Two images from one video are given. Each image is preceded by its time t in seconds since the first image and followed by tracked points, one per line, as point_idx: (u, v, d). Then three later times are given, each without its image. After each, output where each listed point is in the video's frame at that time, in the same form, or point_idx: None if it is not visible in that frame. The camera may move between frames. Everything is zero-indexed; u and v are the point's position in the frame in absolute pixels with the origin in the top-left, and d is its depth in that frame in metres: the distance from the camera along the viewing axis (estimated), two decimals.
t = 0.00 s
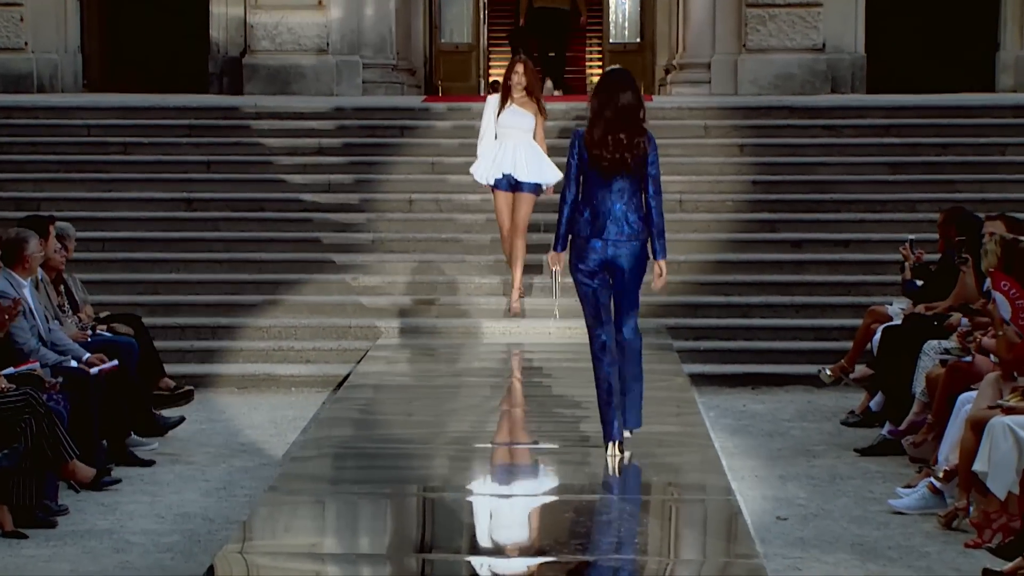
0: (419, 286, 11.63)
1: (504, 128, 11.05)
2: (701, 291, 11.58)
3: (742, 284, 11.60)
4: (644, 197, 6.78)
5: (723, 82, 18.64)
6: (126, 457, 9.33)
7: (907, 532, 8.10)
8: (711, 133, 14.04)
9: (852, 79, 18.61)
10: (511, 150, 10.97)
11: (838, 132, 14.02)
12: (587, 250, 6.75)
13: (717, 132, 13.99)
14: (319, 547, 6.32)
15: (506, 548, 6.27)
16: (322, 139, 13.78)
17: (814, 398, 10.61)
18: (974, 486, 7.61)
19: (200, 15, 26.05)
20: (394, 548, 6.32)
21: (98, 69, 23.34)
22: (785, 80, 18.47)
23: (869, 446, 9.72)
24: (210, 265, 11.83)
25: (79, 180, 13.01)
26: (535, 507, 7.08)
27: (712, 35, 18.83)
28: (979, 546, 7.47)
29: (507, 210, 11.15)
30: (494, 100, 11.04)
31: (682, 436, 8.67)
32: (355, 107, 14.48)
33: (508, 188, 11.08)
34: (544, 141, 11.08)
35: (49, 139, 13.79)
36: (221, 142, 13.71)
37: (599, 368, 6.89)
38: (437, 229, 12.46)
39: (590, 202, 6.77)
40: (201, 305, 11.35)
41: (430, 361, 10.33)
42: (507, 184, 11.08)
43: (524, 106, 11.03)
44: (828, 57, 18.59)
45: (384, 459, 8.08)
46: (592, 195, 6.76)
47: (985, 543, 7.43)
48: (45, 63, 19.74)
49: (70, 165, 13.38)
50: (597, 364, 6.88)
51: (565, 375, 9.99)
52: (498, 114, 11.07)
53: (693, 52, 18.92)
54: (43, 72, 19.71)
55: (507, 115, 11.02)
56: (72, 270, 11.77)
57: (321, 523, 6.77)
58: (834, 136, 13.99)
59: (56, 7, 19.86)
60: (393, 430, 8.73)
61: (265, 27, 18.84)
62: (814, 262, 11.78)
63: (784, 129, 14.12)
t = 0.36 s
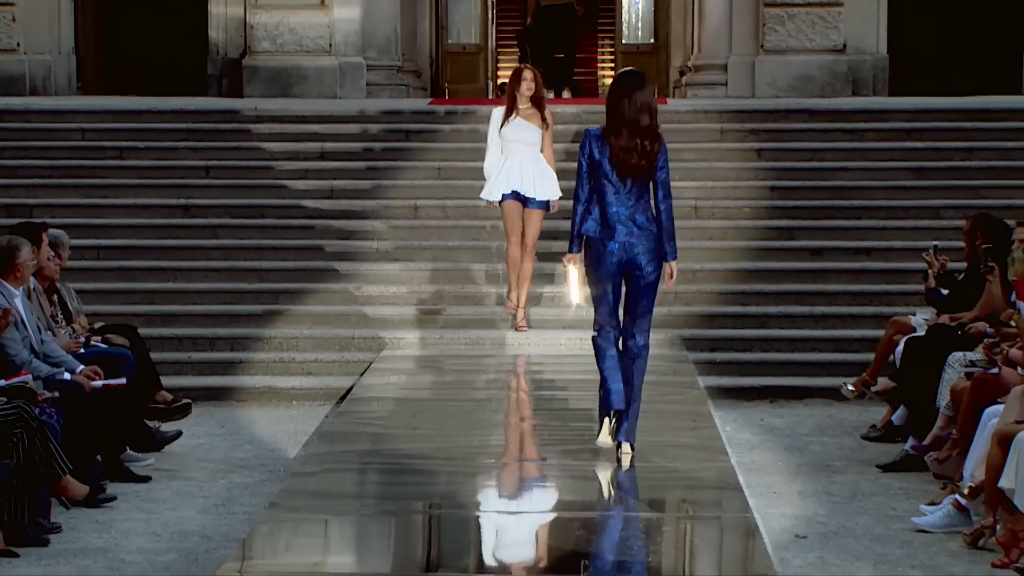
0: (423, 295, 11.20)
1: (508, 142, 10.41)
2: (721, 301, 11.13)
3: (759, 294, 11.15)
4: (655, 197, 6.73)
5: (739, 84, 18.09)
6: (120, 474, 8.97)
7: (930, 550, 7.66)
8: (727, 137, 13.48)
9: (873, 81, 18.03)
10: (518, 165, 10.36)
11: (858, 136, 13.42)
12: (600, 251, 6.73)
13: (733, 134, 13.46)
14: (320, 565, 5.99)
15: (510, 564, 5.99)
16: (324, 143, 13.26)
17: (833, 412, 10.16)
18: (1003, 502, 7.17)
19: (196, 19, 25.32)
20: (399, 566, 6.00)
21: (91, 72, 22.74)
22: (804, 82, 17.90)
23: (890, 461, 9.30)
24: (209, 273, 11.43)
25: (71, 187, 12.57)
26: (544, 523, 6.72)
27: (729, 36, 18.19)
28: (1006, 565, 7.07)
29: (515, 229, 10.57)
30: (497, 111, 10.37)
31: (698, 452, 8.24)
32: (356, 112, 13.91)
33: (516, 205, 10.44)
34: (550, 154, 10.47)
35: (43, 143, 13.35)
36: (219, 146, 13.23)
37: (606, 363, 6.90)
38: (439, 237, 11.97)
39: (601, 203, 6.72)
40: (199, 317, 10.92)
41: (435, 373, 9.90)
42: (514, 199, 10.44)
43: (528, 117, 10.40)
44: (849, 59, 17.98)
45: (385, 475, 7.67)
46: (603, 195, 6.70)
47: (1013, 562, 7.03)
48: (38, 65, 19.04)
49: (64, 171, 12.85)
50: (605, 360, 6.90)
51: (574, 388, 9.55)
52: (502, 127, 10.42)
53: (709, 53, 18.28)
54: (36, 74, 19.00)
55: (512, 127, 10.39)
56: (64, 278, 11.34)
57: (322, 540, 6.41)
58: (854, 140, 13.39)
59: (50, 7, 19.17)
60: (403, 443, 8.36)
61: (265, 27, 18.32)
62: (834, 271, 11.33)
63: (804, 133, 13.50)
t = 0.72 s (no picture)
0: (426, 305, 10.54)
1: (514, 157, 9.58)
2: (737, 311, 10.53)
3: (781, 302, 10.54)
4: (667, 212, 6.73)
5: (754, 86, 17.41)
6: (114, 489, 8.50)
7: (954, 570, 7.22)
8: (742, 140, 12.73)
9: (894, 82, 17.25)
10: (524, 180, 9.49)
11: (878, 139, 12.65)
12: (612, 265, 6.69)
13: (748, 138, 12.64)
14: None
15: None
16: (324, 146, 12.55)
17: (853, 424, 9.69)
18: None
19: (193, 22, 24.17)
20: None
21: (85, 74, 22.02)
22: (823, 83, 17.14)
23: (912, 476, 8.85)
24: (204, 281, 10.76)
25: (63, 192, 11.88)
26: (552, 539, 6.35)
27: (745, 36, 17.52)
28: None
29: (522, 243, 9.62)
30: (501, 123, 9.56)
31: (721, 469, 7.69)
32: (352, 115, 13.06)
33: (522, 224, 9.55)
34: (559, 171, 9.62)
35: (31, 146, 12.59)
36: (216, 150, 12.49)
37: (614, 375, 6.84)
38: (432, 245, 11.26)
39: (615, 217, 6.70)
40: (194, 326, 10.26)
41: (440, 384, 9.42)
42: (521, 218, 9.54)
43: (536, 131, 9.57)
44: (870, 59, 17.18)
45: (385, 490, 7.26)
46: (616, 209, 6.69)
47: None
48: (28, 66, 18.15)
49: (52, 174, 12.10)
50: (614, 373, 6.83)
51: (581, 401, 9.08)
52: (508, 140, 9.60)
53: (723, 52, 17.62)
54: (26, 75, 18.10)
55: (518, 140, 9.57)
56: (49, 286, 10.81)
57: (324, 560, 6.03)
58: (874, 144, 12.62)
59: (40, 6, 18.35)
60: (418, 458, 7.93)
61: (263, 27, 17.63)
62: (854, 279, 10.70)
63: (821, 135, 12.77)
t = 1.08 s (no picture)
0: (426, 311, 10.13)
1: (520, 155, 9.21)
2: (750, 318, 10.03)
3: (799, 310, 10.00)
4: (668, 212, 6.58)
5: (767, 84, 16.84)
6: (101, 502, 8.08)
7: None
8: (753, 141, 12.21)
9: (911, 80, 16.81)
10: (528, 182, 9.17)
11: (896, 139, 12.09)
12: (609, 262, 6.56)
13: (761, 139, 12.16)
14: None
15: None
16: (320, 147, 12.04)
17: (870, 436, 9.21)
18: None
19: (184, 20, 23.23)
20: None
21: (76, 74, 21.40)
22: (837, 81, 16.61)
23: (932, 490, 8.37)
24: (193, 288, 10.28)
25: (49, 194, 11.35)
26: (559, 558, 5.95)
27: (756, 32, 16.89)
28: None
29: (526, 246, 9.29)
30: (509, 119, 9.15)
31: (736, 484, 7.27)
32: (350, 112, 12.54)
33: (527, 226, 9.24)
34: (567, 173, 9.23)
35: (13, 147, 12.08)
36: (206, 151, 11.95)
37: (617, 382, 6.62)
38: (433, 250, 10.77)
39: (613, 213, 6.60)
40: (184, 333, 9.87)
41: (440, 395, 9.03)
42: (523, 223, 9.23)
43: (544, 129, 9.16)
44: (886, 56, 16.68)
45: (380, 505, 6.88)
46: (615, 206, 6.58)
47: None
48: (12, 63, 17.51)
49: (37, 176, 11.64)
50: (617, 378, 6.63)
51: (586, 414, 8.60)
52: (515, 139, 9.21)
53: (734, 49, 17.00)
54: (11, 73, 17.47)
55: (525, 139, 9.18)
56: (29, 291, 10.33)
57: None
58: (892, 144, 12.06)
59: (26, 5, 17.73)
60: (416, 471, 7.52)
61: (257, 23, 16.99)
62: (872, 285, 10.19)
63: (836, 136, 12.25)
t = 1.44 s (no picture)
0: (428, 315, 9.81)
1: (527, 160, 8.43)
2: (764, 323, 9.65)
3: (810, 311, 9.65)
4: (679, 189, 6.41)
5: (782, 79, 16.40)
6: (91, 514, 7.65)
7: None
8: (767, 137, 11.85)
9: (932, 74, 16.21)
10: (534, 188, 8.36)
11: (916, 136, 11.72)
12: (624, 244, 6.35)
13: (775, 136, 11.77)
14: None
15: None
16: (316, 144, 11.69)
17: (889, 443, 8.82)
18: None
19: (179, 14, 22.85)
20: None
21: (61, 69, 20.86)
22: (855, 75, 16.06)
23: (955, 501, 7.99)
24: (186, 290, 9.95)
25: (35, 193, 10.96)
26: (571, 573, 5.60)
27: (771, 24, 16.57)
28: None
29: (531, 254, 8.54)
30: (515, 122, 8.37)
31: (751, 495, 6.89)
32: (348, 108, 12.17)
33: (534, 235, 8.48)
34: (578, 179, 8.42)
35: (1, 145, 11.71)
36: (199, 148, 11.60)
37: (624, 358, 6.52)
38: (434, 251, 10.42)
39: (623, 194, 6.38)
40: (176, 337, 9.52)
41: (442, 402, 8.66)
42: (533, 231, 8.47)
43: (549, 132, 8.34)
44: (906, 49, 16.10)
45: (377, 515, 6.53)
46: (627, 185, 6.37)
47: None
48: None
49: (24, 175, 11.25)
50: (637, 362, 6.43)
51: (593, 422, 8.22)
52: (521, 143, 8.41)
53: (748, 42, 16.70)
54: None
55: (531, 142, 8.37)
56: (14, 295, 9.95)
57: None
58: (912, 142, 11.68)
59: None
60: (415, 480, 7.17)
61: (251, 14, 16.38)
62: (888, 287, 9.82)
63: (854, 134, 11.83)
